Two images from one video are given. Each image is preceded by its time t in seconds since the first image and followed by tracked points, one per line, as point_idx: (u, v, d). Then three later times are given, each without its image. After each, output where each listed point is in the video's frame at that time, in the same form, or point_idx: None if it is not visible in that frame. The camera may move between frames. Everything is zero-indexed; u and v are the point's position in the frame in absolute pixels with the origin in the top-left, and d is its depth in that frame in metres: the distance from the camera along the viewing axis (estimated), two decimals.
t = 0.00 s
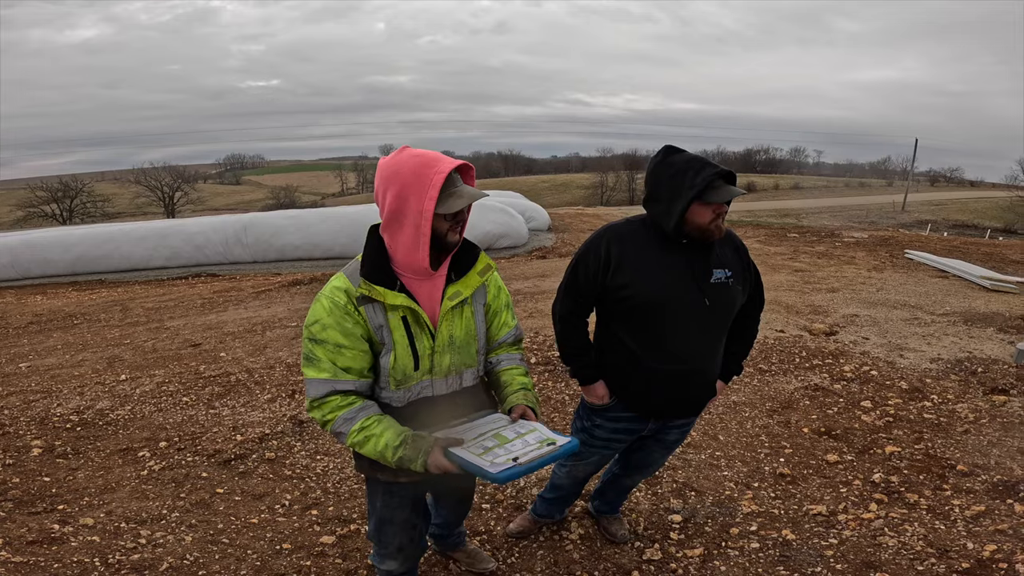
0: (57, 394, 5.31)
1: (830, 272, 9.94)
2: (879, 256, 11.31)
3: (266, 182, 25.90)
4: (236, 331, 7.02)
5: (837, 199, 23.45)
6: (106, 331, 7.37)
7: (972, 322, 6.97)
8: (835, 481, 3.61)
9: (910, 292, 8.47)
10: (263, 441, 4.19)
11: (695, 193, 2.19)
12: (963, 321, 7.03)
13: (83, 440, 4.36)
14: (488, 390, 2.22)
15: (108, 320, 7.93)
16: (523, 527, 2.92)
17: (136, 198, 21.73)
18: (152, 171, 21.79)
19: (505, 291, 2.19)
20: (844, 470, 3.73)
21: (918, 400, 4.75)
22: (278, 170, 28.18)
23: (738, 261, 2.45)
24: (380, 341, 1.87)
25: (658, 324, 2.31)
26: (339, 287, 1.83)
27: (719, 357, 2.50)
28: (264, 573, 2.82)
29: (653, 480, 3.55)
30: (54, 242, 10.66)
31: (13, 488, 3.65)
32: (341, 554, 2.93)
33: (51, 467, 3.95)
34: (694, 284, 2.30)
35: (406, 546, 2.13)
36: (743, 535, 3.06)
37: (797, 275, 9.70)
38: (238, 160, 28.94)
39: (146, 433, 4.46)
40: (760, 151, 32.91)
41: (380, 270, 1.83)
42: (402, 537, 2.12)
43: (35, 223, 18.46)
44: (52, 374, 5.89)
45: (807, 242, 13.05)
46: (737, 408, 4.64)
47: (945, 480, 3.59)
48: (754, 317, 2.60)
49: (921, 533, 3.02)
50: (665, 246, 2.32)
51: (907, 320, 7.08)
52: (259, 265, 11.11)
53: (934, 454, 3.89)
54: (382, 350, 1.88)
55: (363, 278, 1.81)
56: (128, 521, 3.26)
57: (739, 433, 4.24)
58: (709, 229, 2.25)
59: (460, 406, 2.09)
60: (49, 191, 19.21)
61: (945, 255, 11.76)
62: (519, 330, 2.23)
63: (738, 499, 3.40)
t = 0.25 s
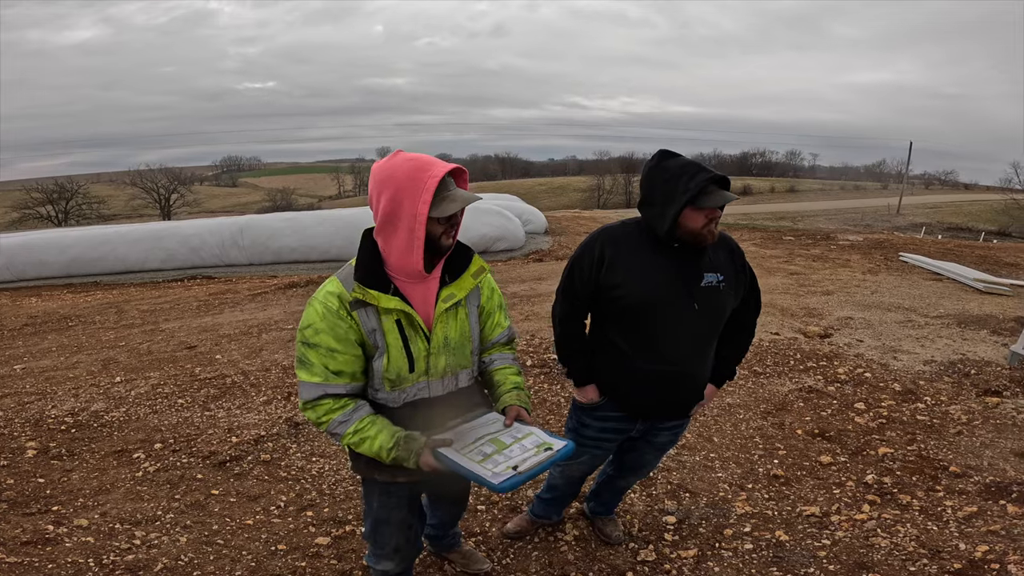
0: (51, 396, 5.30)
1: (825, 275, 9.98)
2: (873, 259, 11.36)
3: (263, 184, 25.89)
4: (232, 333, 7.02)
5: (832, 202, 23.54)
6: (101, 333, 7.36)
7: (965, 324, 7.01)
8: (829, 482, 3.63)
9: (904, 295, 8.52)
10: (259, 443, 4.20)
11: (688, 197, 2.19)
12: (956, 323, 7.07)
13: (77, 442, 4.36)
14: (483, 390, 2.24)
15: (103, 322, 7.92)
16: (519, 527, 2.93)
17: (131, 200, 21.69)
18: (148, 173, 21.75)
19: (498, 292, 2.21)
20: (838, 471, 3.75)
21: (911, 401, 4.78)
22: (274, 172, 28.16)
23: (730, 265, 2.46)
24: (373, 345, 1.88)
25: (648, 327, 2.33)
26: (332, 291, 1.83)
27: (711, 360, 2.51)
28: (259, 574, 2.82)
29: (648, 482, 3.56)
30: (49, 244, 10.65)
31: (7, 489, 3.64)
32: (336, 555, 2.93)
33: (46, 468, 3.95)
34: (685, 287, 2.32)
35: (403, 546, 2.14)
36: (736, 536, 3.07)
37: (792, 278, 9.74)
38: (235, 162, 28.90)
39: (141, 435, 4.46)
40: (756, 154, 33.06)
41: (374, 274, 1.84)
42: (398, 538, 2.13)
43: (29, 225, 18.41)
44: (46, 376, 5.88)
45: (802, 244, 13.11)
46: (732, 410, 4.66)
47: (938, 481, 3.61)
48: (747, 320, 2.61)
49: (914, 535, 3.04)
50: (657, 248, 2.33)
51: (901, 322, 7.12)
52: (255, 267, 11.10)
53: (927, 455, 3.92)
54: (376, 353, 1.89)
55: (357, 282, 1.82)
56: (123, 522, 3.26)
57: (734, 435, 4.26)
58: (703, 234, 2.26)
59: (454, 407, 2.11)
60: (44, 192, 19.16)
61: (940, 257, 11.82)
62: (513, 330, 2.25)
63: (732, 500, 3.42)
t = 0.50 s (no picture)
0: (47, 396, 5.31)
1: (821, 276, 10.02)
2: (869, 261, 11.41)
3: (261, 186, 25.90)
4: (228, 335, 7.03)
5: (829, 204, 23.60)
6: (98, 335, 7.36)
7: (959, 326, 7.05)
8: (820, 482, 3.66)
9: (899, 296, 8.56)
10: (254, 443, 4.22)
11: (671, 198, 2.22)
12: (950, 324, 7.11)
13: (73, 442, 4.37)
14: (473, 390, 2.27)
15: (100, 323, 7.93)
16: (512, 526, 2.95)
17: (129, 201, 21.69)
18: (145, 174, 21.75)
19: (487, 292, 2.24)
20: (829, 472, 3.78)
21: (904, 402, 4.82)
22: (272, 173, 28.16)
23: (715, 266, 2.48)
24: (362, 345, 1.90)
25: (632, 327, 2.36)
26: (321, 292, 1.86)
27: (697, 361, 2.53)
28: (254, 572, 2.84)
29: (641, 482, 3.59)
30: (46, 245, 10.66)
31: (3, 488, 3.66)
32: (330, 554, 2.95)
33: (42, 468, 3.96)
34: (668, 288, 2.34)
35: (396, 544, 2.16)
36: (728, 535, 3.10)
37: (788, 279, 9.78)
38: (233, 163, 28.90)
39: (137, 435, 4.47)
40: (754, 156, 33.14)
41: (361, 276, 1.86)
42: (391, 535, 2.15)
43: (26, 226, 18.39)
44: (42, 377, 5.88)
45: (799, 246, 13.16)
46: (726, 411, 4.69)
47: (929, 481, 3.64)
48: (735, 320, 2.63)
49: (903, 534, 3.07)
50: (641, 250, 2.36)
51: (895, 323, 7.16)
52: (252, 269, 11.11)
53: (918, 455, 3.95)
54: (365, 353, 1.91)
55: (344, 283, 1.84)
56: (118, 521, 3.28)
57: (727, 436, 4.29)
58: (685, 235, 2.29)
59: (444, 405, 2.13)
60: (41, 193, 19.15)
61: (935, 259, 11.88)
62: (503, 330, 2.28)
63: (724, 500, 3.44)
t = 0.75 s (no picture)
0: (35, 399, 5.29)
1: (808, 278, 10.13)
2: (856, 263, 11.54)
3: (251, 188, 25.81)
4: (218, 337, 7.03)
5: (818, 206, 23.81)
6: (86, 337, 7.33)
7: (943, 326, 7.16)
8: (804, 481, 3.72)
9: (885, 298, 8.67)
10: (243, 444, 4.23)
11: (642, 200, 2.27)
12: (934, 325, 7.22)
13: (62, 444, 4.36)
14: (456, 389, 2.30)
15: (88, 326, 7.90)
16: (501, 524, 2.99)
17: (117, 203, 21.55)
18: (134, 176, 21.63)
19: (469, 293, 2.28)
20: (812, 470, 3.85)
21: (887, 402, 4.90)
22: (262, 175, 28.06)
23: (691, 264, 2.53)
24: (343, 345, 1.94)
25: (610, 327, 2.42)
26: (302, 294, 1.91)
27: (676, 358, 2.58)
28: (243, 570, 2.87)
29: (628, 481, 3.64)
30: (33, 247, 10.59)
31: None
32: (320, 552, 2.98)
33: (30, 469, 3.96)
34: (644, 288, 2.39)
35: (384, 540, 2.20)
36: (712, 533, 3.15)
37: (776, 281, 9.88)
38: (223, 165, 28.77)
39: (126, 436, 4.47)
40: (744, 159, 33.38)
41: (339, 278, 1.91)
42: (378, 532, 2.19)
43: (13, 228, 18.23)
44: (30, 379, 5.86)
45: (787, 248, 13.28)
46: (712, 411, 4.75)
47: (909, 479, 3.71)
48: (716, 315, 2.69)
49: (883, 532, 3.13)
50: (617, 251, 2.41)
51: (880, 324, 7.26)
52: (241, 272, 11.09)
53: (900, 454, 4.02)
54: (346, 353, 1.95)
55: (323, 285, 1.89)
56: (108, 520, 3.29)
57: (713, 435, 4.35)
58: (657, 235, 2.35)
59: (427, 404, 2.18)
60: (28, 195, 19.00)
61: (921, 260, 12.03)
62: (486, 330, 2.32)
63: (709, 498, 3.50)
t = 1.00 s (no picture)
0: (7, 405, 5.22)
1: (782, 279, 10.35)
2: (829, 264, 11.80)
3: (227, 190, 25.49)
4: (194, 342, 6.98)
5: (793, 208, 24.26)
6: (58, 343, 7.22)
7: (910, 325, 7.38)
8: (775, 477, 3.83)
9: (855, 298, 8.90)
10: (222, 447, 4.23)
11: (609, 202, 2.36)
12: (901, 324, 7.44)
13: (35, 449, 4.32)
14: (430, 389, 2.36)
15: (60, 331, 7.77)
16: (481, 523, 3.05)
17: (89, 205, 21.15)
18: (106, 178, 21.24)
19: (442, 295, 2.34)
20: (784, 466, 3.96)
21: (856, 399, 5.05)
22: (238, 177, 27.74)
23: (660, 265, 2.60)
24: (316, 347, 2.00)
25: (579, 326, 2.49)
26: (275, 298, 1.96)
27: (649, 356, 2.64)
28: (224, 571, 2.88)
29: (605, 479, 3.71)
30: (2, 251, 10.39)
31: None
32: (301, 553, 3.00)
33: (3, 475, 3.91)
34: (611, 287, 2.46)
35: (362, 538, 2.24)
36: (687, 529, 3.24)
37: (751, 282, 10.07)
38: (198, 166, 28.38)
39: (101, 441, 4.44)
40: (721, 161, 33.83)
41: (311, 282, 1.95)
42: (356, 530, 2.23)
43: None
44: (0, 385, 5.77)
45: (762, 250, 13.53)
46: (688, 410, 4.86)
47: (876, 475, 3.85)
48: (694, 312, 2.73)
49: (851, 526, 3.25)
50: (586, 253, 2.49)
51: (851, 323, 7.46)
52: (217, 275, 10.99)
53: (867, 450, 4.16)
54: (319, 355, 2.01)
55: (294, 290, 1.93)
56: (85, 524, 3.27)
57: (689, 433, 4.45)
58: (625, 236, 2.43)
59: (400, 403, 2.23)
60: None
61: (891, 261, 12.35)
62: (460, 332, 2.37)
63: (685, 495, 3.59)
